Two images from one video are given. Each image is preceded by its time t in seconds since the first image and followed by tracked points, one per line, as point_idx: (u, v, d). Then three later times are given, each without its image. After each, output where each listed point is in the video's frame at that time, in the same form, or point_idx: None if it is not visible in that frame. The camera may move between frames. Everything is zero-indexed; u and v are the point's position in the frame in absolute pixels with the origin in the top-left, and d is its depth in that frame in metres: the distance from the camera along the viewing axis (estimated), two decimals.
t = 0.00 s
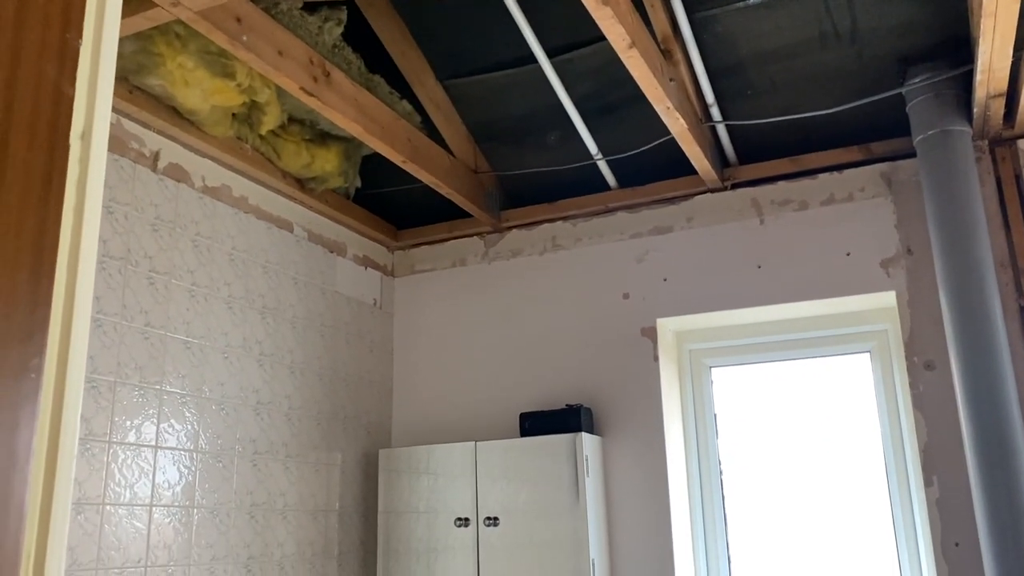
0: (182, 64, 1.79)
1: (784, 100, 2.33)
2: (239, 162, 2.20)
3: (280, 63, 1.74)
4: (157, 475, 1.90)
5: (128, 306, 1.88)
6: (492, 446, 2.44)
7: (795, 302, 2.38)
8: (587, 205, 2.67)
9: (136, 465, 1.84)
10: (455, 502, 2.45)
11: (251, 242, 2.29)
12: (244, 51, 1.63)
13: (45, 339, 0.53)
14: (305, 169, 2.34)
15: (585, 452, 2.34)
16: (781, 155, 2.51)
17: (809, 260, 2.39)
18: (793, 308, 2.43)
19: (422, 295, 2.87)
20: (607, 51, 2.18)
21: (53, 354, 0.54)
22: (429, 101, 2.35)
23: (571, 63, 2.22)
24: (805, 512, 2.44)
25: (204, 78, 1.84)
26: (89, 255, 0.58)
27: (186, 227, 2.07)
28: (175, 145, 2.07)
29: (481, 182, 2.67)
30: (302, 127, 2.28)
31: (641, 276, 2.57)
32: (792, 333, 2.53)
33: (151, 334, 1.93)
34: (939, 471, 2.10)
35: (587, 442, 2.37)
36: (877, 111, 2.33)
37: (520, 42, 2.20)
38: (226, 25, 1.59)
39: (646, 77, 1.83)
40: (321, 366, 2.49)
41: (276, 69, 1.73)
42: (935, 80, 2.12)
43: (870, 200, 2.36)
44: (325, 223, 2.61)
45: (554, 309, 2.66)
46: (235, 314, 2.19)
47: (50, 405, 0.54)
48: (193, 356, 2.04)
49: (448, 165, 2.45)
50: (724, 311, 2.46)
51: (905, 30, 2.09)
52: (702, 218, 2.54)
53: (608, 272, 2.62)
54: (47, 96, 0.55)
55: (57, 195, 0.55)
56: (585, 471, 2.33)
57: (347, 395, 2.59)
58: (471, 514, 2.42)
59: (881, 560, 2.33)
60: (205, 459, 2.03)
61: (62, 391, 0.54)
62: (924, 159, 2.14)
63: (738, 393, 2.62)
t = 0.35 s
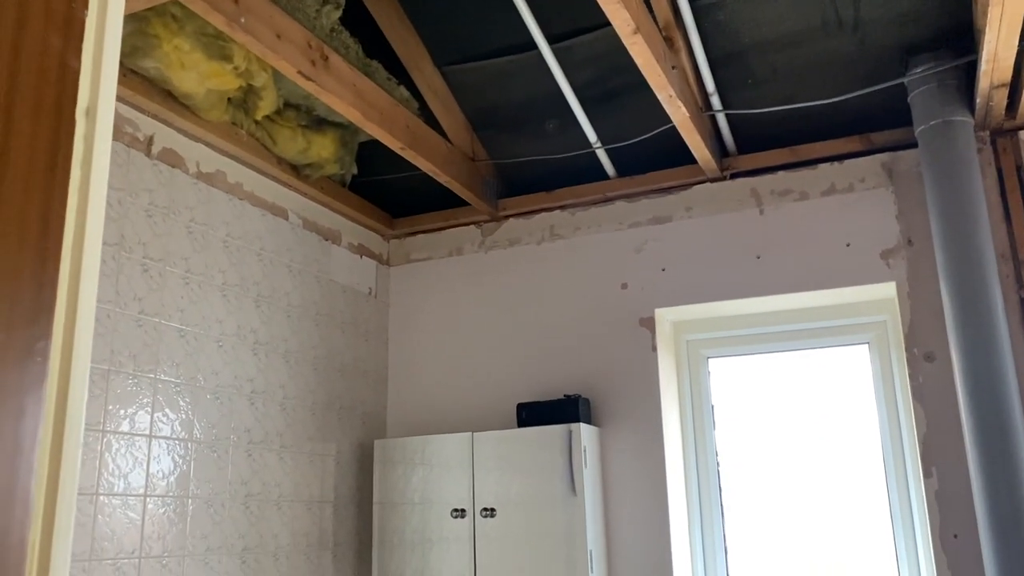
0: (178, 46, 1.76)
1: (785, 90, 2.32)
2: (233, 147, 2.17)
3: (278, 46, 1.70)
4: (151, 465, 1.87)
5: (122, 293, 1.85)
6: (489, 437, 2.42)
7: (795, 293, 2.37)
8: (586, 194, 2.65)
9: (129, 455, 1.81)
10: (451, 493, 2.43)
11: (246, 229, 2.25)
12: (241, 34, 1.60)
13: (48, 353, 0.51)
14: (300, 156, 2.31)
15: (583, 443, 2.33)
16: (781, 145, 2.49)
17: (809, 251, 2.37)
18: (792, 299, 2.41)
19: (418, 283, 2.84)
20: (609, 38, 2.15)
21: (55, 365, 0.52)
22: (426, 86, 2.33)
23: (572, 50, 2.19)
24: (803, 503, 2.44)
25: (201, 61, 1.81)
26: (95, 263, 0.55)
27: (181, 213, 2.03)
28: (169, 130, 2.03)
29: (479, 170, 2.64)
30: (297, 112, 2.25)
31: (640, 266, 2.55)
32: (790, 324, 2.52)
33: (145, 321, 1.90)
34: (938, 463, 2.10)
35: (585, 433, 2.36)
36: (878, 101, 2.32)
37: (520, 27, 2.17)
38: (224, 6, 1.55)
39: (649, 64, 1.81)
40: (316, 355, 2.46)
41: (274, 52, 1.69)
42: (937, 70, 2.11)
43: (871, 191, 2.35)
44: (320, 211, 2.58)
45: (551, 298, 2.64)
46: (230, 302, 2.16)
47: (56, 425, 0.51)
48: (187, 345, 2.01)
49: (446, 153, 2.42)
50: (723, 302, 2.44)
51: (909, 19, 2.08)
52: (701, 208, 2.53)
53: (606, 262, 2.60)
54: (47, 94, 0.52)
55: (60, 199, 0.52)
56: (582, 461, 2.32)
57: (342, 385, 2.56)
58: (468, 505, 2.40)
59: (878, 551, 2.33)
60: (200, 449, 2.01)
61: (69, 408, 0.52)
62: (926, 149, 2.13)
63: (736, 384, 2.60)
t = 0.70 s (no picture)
0: (166, 13, 1.72)
1: (784, 67, 2.29)
2: (222, 121, 2.11)
3: (269, 14, 1.65)
4: (139, 444, 1.83)
5: (109, 267, 1.80)
6: (482, 417, 2.40)
7: (792, 274, 2.35)
8: (581, 173, 2.61)
9: (117, 433, 1.77)
10: (444, 474, 2.41)
11: (236, 204, 2.20)
12: None
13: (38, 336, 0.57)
14: (291, 130, 2.26)
15: (578, 424, 2.31)
16: (779, 124, 2.46)
17: (807, 231, 2.35)
18: (789, 279, 2.39)
19: (410, 262, 2.80)
20: (608, 11, 2.12)
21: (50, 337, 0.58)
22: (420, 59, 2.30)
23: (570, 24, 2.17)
24: (797, 484, 2.43)
25: (191, 29, 1.75)
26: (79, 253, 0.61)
27: (169, 186, 1.98)
28: (157, 101, 1.98)
29: (473, 148, 2.58)
30: (287, 85, 2.19)
31: (635, 245, 2.52)
32: (786, 305, 2.51)
33: (132, 297, 1.85)
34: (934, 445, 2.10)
35: (579, 413, 2.34)
36: (878, 79, 2.30)
37: None
38: None
39: (650, 38, 1.77)
40: (307, 334, 2.42)
41: (265, 20, 1.64)
42: (939, 48, 2.08)
43: (869, 170, 2.32)
44: (311, 187, 2.53)
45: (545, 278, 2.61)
46: (219, 279, 2.11)
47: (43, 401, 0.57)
48: (176, 322, 1.96)
49: (440, 129, 2.37)
50: (719, 282, 2.42)
51: None
52: (698, 187, 2.50)
53: (602, 241, 2.57)
54: (32, 94, 0.57)
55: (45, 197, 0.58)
56: (576, 442, 2.29)
57: (332, 364, 2.52)
58: (460, 486, 2.38)
59: (872, 532, 2.33)
60: (188, 427, 1.97)
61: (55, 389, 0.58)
62: (928, 129, 2.10)
63: (730, 365, 2.59)
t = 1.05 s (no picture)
0: None
1: (779, 31, 2.28)
2: (213, 81, 2.09)
3: None
4: (131, 404, 1.82)
5: (99, 227, 1.78)
6: (474, 381, 2.40)
7: (783, 240, 2.36)
8: (574, 138, 2.60)
9: (109, 393, 1.77)
10: (436, 437, 2.42)
11: (227, 165, 2.18)
12: None
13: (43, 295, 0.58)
14: (282, 92, 2.23)
15: (569, 388, 2.32)
16: (772, 90, 2.46)
17: (799, 197, 2.36)
18: (780, 245, 2.40)
19: (401, 227, 2.79)
20: None
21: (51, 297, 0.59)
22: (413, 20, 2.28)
23: None
24: (785, 447, 2.46)
25: None
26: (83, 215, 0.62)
27: (160, 146, 1.96)
28: (147, 60, 1.95)
29: (465, 112, 2.57)
30: (279, 45, 2.17)
31: (628, 211, 2.52)
32: (777, 271, 2.52)
33: (124, 257, 1.84)
34: (922, 409, 2.13)
35: (571, 377, 2.35)
36: (872, 45, 2.30)
37: None
38: None
39: None
40: (298, 298, 2.41)
41: None
42: (935, 13, 2.07)
43: (862, 137, 2.32)
44: (302, 150, 2.51)
45: (537, 243, 2.61)
46: (210, 241, 2.09)
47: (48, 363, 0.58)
48: (167, 284, 1.95)
49: (433, 91, 2.35)
50: (711, 248, 2.43)
51: None
52: (691, 153, 2.49)
53: (594, 207, 2.57)
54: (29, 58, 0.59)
55: (48, 160, 0.60)
56: (568, 406, 2.31)
57: (324, 328, 2.52)
58: (452, 450, 2.39)
59: (858, 495, 2.37)
60: (180, 388, 1.96)
61: (59, 352, 0.59)
62: (921, 95, 2.10)
63: (720, 331, 2.60)
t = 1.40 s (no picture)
0: None
1: None
2: (201, 35, 2.08)
3: None
4: (125, 358, 1.84)
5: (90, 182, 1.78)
6: (464, 339, 2.43)
7: (771, 199, 2.38)
8: (564, 97, 2.60)
9: (103, 347, 1.79)
10: (426, 393, 2.45)
11: (216, 121, 2.17)
12: None
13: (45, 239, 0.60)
14: (271, 48, 2.22)
15: (557, 345, 2.35)
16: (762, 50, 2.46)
17: (786, 157, 2.38)
18: (767, 205, 2.43)
19: (391, 186, 2.80)
20: None
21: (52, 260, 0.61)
22: None
23: None
24: (770, 403, 2.51)
25: None
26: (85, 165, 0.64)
27: (149, 101, 1.95)
28: (134, 14, 1.94)
29: (455, 70, 2.56)
30: None
31: (617, 170, 2.54)
32: (764, 231, 2.55)
33: (115, 213, 1.84)
34: (902, 365, 2.18)
35: (559, 335, 2.38)
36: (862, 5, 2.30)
37: None
38: None
39: None
40: (289, 255, 2.42)
41: None
42: None
43: (850, 98, 2.34)
44: (291, 107, 2.50)
45: (527, 202, 2.62)
46: (201, 197, 2.10)
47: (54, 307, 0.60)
48: (159, 240, 1.96)
49: (422, 48, 2.34)
50: (698, 207, 2.45)
51: None
52: (681, 113, 2.50)
53: (583, 166, 2.58)
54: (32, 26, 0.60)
55: (51, 108, 0.61)
56: (556, 362, 2.34)
57: (314, 286, 2.53)
58: (442, 405, 2.43)
59: (839, 449, 2.43)
60: (173, 343, 1.98)
61: (63, 296, 0.61)
62: (908, 55, 2.11)
63: (707, 290, 2.64)
